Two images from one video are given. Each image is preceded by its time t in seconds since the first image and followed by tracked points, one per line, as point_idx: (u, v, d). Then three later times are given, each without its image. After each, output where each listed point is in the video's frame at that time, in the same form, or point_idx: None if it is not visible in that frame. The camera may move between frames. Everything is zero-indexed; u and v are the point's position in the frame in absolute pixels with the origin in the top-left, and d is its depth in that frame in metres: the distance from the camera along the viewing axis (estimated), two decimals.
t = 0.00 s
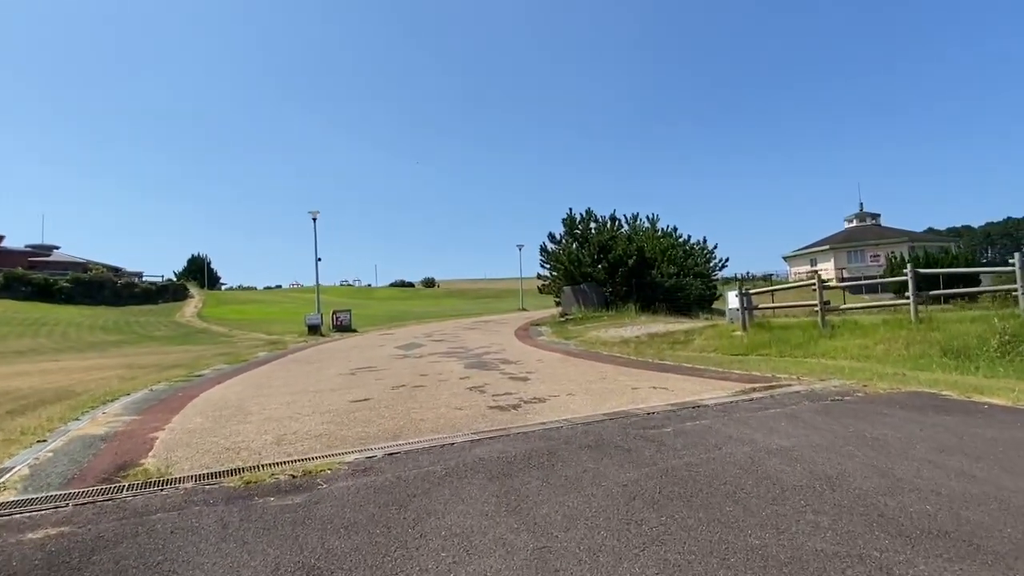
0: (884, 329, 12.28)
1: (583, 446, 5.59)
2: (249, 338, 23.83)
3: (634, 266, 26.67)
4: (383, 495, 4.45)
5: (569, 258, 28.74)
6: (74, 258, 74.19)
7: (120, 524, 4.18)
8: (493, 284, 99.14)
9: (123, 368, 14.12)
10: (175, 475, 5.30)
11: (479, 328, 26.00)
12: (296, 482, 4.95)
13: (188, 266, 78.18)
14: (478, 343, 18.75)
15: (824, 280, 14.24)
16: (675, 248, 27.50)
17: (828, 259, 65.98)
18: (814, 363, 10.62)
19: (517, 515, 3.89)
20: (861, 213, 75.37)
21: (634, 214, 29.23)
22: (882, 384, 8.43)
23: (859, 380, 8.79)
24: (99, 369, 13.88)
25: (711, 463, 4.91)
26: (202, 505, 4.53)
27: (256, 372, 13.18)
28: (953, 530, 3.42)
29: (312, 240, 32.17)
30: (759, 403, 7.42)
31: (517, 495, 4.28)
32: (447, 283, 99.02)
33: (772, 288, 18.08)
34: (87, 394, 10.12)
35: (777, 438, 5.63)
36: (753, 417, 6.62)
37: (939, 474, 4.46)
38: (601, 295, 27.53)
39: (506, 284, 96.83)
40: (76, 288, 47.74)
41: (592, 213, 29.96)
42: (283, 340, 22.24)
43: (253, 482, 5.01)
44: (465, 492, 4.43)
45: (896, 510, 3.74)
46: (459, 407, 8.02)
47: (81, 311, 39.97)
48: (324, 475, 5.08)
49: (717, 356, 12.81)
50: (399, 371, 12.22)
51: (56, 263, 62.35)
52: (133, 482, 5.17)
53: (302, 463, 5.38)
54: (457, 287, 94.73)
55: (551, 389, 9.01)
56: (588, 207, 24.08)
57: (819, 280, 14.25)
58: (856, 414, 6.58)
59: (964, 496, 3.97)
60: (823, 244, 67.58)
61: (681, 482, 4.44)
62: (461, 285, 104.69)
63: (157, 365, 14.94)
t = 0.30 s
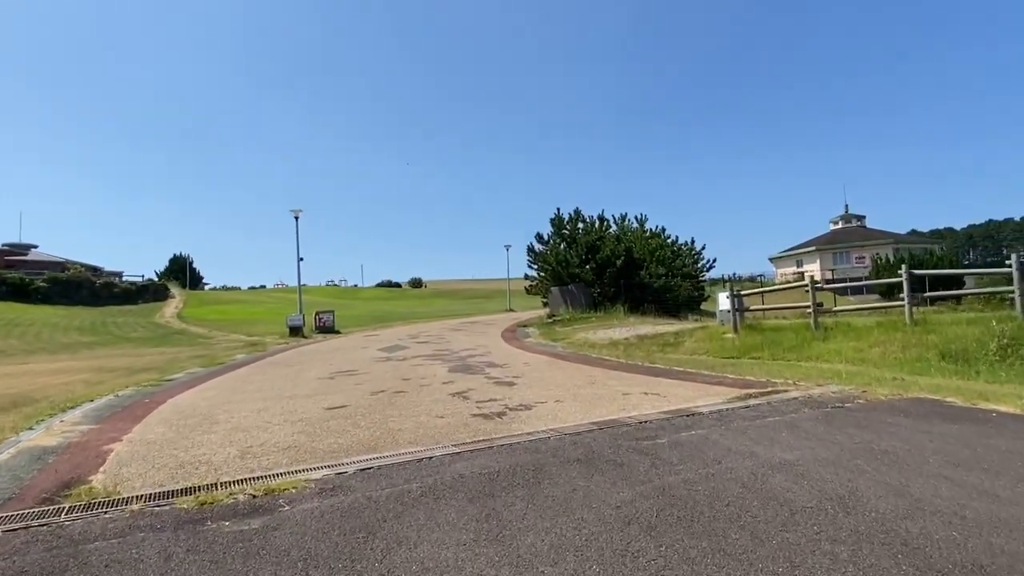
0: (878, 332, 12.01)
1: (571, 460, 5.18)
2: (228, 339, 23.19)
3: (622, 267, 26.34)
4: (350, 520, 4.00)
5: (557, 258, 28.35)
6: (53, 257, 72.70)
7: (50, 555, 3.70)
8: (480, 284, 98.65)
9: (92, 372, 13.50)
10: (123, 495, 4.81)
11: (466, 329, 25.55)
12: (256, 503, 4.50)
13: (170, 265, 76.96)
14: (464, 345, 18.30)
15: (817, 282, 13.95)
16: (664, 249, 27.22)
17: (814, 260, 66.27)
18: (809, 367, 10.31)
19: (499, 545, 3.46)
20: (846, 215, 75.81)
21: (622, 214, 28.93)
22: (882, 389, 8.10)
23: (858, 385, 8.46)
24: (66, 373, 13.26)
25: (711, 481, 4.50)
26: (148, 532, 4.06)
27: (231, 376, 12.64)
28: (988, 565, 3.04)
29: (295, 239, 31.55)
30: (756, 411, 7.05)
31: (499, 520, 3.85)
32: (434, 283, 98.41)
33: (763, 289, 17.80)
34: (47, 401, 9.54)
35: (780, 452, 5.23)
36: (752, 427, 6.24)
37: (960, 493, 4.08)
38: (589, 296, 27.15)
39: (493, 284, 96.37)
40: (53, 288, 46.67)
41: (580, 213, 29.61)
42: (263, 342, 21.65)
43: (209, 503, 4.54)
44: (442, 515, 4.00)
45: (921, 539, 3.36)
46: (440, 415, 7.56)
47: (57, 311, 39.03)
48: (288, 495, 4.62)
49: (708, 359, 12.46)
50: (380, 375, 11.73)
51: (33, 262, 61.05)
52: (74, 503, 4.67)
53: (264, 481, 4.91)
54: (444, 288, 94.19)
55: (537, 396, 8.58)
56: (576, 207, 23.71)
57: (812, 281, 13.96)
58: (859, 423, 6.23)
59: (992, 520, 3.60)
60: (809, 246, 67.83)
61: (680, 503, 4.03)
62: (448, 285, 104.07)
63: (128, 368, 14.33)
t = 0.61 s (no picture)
0: (870, 332, 11.74)
1: (556, 470, 4.77)
2: (204, 340, 22.52)
3: (609, 266, 26.00)
4: (309, 542, 3.57)
5: (543, 257, 27.95)
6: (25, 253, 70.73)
7: None
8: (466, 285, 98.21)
9: (56, 374, 12.88)
10: (60, 513, 4.33)
11: (450, 330, 25.08)
12: (206, 523, 4.04)
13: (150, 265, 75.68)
14: (447, 346, 17.85)
15: (808, 281, 13.67)
16: (651, 249, 26.96)
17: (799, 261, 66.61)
18: (801, 368, 10.00)
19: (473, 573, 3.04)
20: (830, 216, 76.37)
21: (609, 213, 28.63)
22: (879, 391, 7.80)
23: (855, 388, 8.12)
24: (27, 375, 12.63)
25: (710, 495, 4.11)
26: (78, 557, 3.59)
27: (201, 378, 12.09)
28: None
29: (275, 237, 30.88)
30: (752, 415, 6.68)
31: (475, 542, 3.44)
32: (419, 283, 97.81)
33: (752, 288, 17.53)
34: None
35: (781, 460, 4.87)
36: (749, 433, 5.86)
37: (981, 507, 3.73)
38: (575, 296, 26.77)
39: (479, 284, 96.02)
40: (27, 287, 45.53)
41: (566, 212, 29.26)
42: (241, 343, 21.02)
43: (154, 522, 4.08)
44: (412, 536, 3.57)
45: (946, 563, 3.01)
46: (417, 420, 7.11)
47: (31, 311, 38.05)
48: (243, 514, 4.16)
49: (698, 360, 12.12)
50: (358, 377, 11.26)
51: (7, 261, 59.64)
52: (1, 522, 4.17)
53: (218, 496, 4.47)
54: (430, 288, 93.69)
55: (521, 399, 8.16)
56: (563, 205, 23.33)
57: (803, 280, 13.67)
58: (861, 428, 5.87)
59: None
60: (794, 247, 68.10)
61: (676, 521, 3.64)
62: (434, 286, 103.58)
63: (95, 370, 13.72)
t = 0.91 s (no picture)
0: (863, 335, 11.47)
1: (541, 488, 4.35)
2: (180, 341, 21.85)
3: (596, 267, 25.66)
4: None
5: (529, 258, 27.56)
6: None
7: None
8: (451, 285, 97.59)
9: (16, 378, 12.25)
10: None
11: (434, 331, 24.64)
12: (146, 553, 3.59)
13: (128, 264, 74.27)
14: (430, 348, 17.38)
15: (799, 282, 13.38)
16: (638, 249, 26.66)
17: (783, 263, 66.86)
18: (794, 372, 9.68)
19: None
20: (814, 219, 76.83)
21: (596, 213, 28.31)
22: (878, 398, 7.48)
23: (852, 393, 7.80)
24: None
25: (712, 518, 3.71)
26: None
27: (170, 383, 11.53)
28: None
29: (255, 236, 30.16)
30: (748, 424, 6.32)
31: None
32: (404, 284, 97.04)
33: (741, 289, 17.23)
34: None
35: (785, 476, 4.48)
36: (748, 444, 5.49)
37: (1012, 533, 3.37)
38: (561, 297, 26.39)
39: (464, 285, 95.46)
40: None
41: (553, 212, 28.90)
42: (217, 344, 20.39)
43: (85, 553, 3.59)
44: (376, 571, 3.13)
45: None
46: (393, 429, 6.66)
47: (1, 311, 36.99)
48: (189, 542, 3.71)
49: (687, 363, 11.78)
50: (334, 381, 10.76)
51: None
52: None
53: (163, 523, 4.01)
54: (416, 288, 93.02)
55: (504, 406, 7.73)
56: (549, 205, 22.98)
57: (794, 281, 13.38)
58: (866, 439, 5.53)
59: None
60: (778, 248, 68.37)
61: (676, 552, 3.24)
62: (419, 286, 102.83)
63: (58, 374, 13.09)
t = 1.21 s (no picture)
0: (858, 336, 11.13)
1: (527, 510, 3.88)
2: (153, 343, 21.09)
3: (582, 267, 25.26)
4: None
5: (515, 257, 27.10)
6: None
7: None
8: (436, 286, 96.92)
9: None
10: None
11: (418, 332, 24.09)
12: None
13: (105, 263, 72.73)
14: (412, 350, 16.84)
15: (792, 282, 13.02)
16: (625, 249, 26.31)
17: (767, 264, 67.05)
18: (790, 375, 9.30)
19: None
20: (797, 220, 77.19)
21: (583, 212, 27.92)
22: (882, 403, 7.09)
23: (853, 398, 7.41)
24: None
25: (721, 547, 3.26)
26: None
27: (134, 387, 10.89)
28: None
29: (234, 233, 29.35)
30: (748, 432, 5.90)
31: None
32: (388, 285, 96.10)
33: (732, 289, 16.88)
34: None
35: (798, 495, 4.04)
36: (750, 455, 5.06)
37: None
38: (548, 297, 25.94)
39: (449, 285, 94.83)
40: None
41: (539, 211, 28.46)
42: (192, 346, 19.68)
43: None
44: None
45: None
46: (366, 439, 6.14)
47: None
48: None
49: (678, 366, 11.38)
50: (309, 385, 10.20)
51: None
52: None
53: (92, 554, 3.48)
54: (400, 288, 92.21)
55: (488, 413, 7.25)
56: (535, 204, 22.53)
57: (787, 281, 13.02)
58: (876, 450, 5.12)
59: None
60: (763, 249, 68.53)
61: None
62: (404, 287, 101.99)
63: (17, 377, 12.38)
